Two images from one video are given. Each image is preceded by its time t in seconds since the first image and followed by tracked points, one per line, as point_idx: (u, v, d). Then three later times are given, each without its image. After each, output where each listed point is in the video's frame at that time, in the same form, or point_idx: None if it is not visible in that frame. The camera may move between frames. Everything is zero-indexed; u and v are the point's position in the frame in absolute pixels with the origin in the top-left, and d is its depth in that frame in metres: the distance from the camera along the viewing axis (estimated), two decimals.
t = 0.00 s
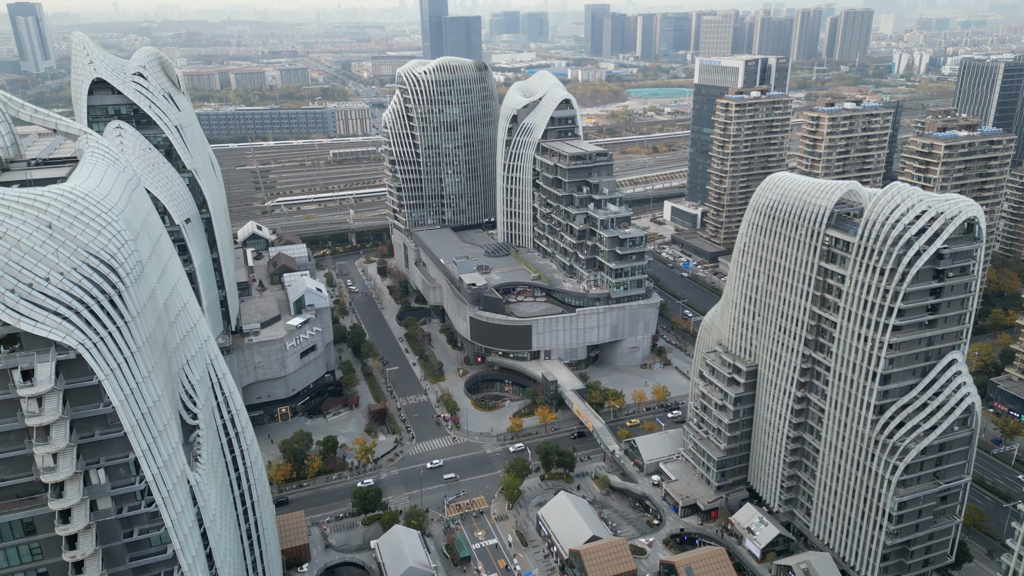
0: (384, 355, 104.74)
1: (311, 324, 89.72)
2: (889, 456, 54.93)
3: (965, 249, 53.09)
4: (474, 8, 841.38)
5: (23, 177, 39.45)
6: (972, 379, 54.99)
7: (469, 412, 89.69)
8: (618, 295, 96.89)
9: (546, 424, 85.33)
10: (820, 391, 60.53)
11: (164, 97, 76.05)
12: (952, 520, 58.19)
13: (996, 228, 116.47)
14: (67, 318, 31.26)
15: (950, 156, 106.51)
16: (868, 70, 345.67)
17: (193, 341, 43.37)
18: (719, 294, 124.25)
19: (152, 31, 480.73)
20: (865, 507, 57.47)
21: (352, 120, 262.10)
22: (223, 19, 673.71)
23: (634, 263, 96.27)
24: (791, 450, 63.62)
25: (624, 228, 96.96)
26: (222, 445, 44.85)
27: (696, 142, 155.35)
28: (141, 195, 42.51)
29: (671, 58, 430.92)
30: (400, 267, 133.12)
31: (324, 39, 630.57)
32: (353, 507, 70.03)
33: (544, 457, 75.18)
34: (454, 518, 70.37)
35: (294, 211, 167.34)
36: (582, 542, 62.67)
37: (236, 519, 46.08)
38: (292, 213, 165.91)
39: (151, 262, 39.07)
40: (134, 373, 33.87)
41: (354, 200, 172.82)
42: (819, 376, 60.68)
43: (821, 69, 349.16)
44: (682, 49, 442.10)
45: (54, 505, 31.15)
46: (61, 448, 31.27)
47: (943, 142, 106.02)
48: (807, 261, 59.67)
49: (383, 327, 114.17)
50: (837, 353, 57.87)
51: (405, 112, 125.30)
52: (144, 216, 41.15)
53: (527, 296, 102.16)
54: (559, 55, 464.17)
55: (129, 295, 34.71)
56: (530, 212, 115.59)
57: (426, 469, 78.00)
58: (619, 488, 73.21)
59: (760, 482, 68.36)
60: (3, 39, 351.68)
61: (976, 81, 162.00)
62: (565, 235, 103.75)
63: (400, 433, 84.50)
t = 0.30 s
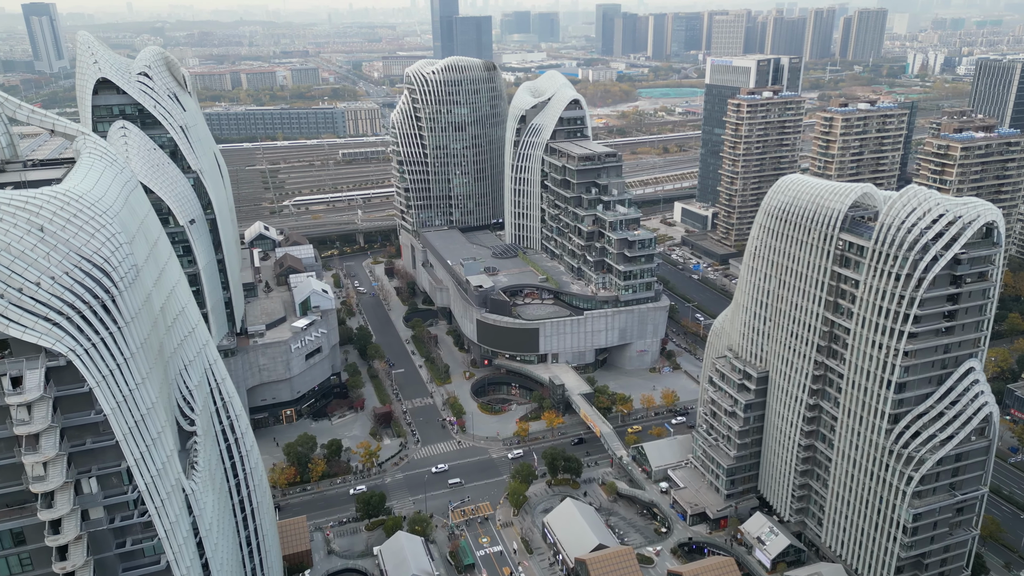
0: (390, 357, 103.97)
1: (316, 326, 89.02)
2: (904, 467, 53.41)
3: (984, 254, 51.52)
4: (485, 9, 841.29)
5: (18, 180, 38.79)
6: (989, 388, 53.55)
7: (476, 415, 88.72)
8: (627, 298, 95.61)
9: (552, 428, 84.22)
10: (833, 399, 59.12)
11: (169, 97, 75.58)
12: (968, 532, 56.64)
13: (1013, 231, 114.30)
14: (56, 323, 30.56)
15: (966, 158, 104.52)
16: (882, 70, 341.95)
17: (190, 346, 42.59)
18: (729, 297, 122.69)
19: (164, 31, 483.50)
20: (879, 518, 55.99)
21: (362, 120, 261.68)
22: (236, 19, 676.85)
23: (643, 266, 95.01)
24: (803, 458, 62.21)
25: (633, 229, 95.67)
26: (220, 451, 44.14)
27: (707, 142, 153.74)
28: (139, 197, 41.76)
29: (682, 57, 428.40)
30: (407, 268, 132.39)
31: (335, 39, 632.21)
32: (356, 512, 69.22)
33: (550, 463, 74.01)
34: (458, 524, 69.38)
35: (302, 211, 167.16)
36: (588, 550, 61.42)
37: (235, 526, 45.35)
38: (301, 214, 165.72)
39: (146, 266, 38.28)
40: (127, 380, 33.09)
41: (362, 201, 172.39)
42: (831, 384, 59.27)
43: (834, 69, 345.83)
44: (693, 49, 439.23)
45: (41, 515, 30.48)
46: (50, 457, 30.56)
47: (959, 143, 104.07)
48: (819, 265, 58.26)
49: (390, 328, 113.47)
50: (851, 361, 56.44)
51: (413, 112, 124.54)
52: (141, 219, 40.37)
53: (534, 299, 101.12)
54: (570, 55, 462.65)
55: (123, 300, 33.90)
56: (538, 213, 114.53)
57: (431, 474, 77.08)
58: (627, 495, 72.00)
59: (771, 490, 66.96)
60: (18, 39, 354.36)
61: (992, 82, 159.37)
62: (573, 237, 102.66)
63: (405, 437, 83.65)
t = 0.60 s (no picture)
0: (396, 359, 103.18)
1: (321, 328, 88.32)
2: (919, 478, 51.96)
3: (1003, 259, 49.96)
4: (495, 9, 841.02)
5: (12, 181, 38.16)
6: (1007, 397, 52.01)
7: (482, 419, 87.77)
8: (636, 301, 94.34)
9: (559, 433, 83.09)
10: (846, 407, 57.70)
11: (174, 97, 75.14)
12: (985, 544, 55.12)
13: None
14: (45, 330, 29.98)
15: (983, 160, 102.53)
16: (895, 70, 338.05)
17: (188, 350, 41.83)
18: (739, 299, 121.03)
19: (176, 31, 485.68)
20: (892, 530, 54.56)
21: (371, 120, 261.07)
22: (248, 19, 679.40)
23: (652, 268, 93.72)
24: (814, 467, 60.84)
25: (642, 231, 94.41)
26: (218, 457, 43.42)
27: (718, 143, 152.00)
28: (136, 198, 40.99)
29: (693, 57, 425.57)
30: (414, 269, 131.63)
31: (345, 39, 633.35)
32: (359, 517, 68.44)
33: (556, 469, 72.96)
34: (463, 530, 68.50)
35: (310, 211, 166.80)
36: (594, 558, 60.37)
37: (233, 533, 44.65)
38: (309, 214, 165.33)
39: (142, 268, 37.53)
40: (120, 387, 32.40)
41: (370, 201, 171.86)
42: (844, 391, 57.89)
43: (847, 69, 342.29)
44: (705, 49, 436.24)
45: (31, 526, 29.84)
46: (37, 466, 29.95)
47: (976, 145, 102.07)
48: (833, 270, 56.85)
49: (396, 330, 112.73)
50: (864, 368, 55.04)
51: (420, 112, 123.76)
52: (137, 220, 39.58)
53: (542, 301, 100.04)
54: (580, 55, 460.95)
55: (117, 304, 33.16)
56: (546, 215, 113.44)
57: (435, 478, 76.19)
58: (634, 502, 70.83)
59: (781, 499, 65.59)
60: (32, 39, 356.58)
61: (1009, 82, 156.70)
62: (581, 238, 101.40)
63: (410, 441, 82.80)
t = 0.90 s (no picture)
0: (402, 361, 102.37)
1: (326, 330, 87.55)
2: (935, 489, 50.44)
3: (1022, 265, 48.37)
4: (506, 9, 840.28)
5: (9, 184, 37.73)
6: None
7: (487, 423, 86.78)
8: (644, 304, 93.00)
9: (565, 438, 82.02)
10: (859, 415, 56.27)
11: (178, 97, 74.66)
12: (1002, 558, 53.60)
13: None
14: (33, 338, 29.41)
15: (1000, 162, 100.44)
16: (910, 70, 334.12)
17: (185, 355, 41.11)
18: (749, 302, 119.47)
19: (188, 31, 488.02)
20: (906, 542, 53.06)
21: (381, 120, 260.50)
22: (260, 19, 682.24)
23: (661, 271, 92.34)
24: (826, 476, 59.40)
25: (651, 234, 93.08)
26: (217, 464, 42.60)
27: (729, 144, 150.28)
28: (133, 200, 40.31)
29: (705, 57, 422.89)
30: (422, 270, 130.88)
31: (356, 39, 634.68)
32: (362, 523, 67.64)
33: (562, 475, 71.83)
34: (467, 536, 67.58)
35: (319, 212, 166.51)
36: (599, 567, 59.27)
37: (230, 542, 43.81)
38: (317, 214, 165.00)
39: (137, 272, 36.81)
40: (111, 395, 31.67)
41: (378, 201, 171.37)
42: (857, 400, 56.45)
43: (859, 69, 338.77)
44: (716, 49, 433.28)
45: (16, 539, 29.70)
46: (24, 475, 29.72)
47: (993, 146, 100.00)
48: (846, 275, 55.43)
49: (403, 332, 111.97)
50: (877, 376, 53.60)
51: (428, 112, 122.89)
52: (133, 222, 38.85)
53: (549, 304, 98.97)
54: (591, 55, 459.32)
55: (109, 309, 32.41)
56: (554, 216, 112.30)
57: (440, 483, 75.24)
58: (641, 510, 69.63)
59: (792, 508, 64.20)
60: (46, 39, 359.38)
61: None
62: (589, 241, 100.15)
63: (415, 444, 81.92)
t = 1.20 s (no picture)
0: (408, 363, 101.61)
1: (331, 332, 86.81)
2: (950, 502, 48.95)
3: None
4: (517, 9, 839.53)
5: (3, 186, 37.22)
6: None
7: (493, 427, 85.80)
8: (653, 307, 91.69)
9: (572, 443, 80.97)
10: (871, 424, 54.86)
11: (182, 98, 74.24)
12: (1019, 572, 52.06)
13: None
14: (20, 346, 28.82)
15: (1018, 163, 98.34)
16: (924, 70, 330.11)
17: (182, 360, 40.35)
18: (760, 305, 117.86)
19: (201, 30, 490.28)
20: (920, 556, 51.59)
21: (390, 120, 259.83)
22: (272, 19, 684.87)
23: (670, 274, 90.98)
24: (837, 486, 57.95)
25: (660, 236, 91.79)
26: (213, 471, 41.83)
27: (741, 144, 148.55)
28: (129, 202, 39.63)
29: (716, 57, 419.99)
30: (429, 272, 130.13)
31: (367, 39, 635.92)
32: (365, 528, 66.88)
33: (568, 481, 70.73)
34: (471, 543, 66.67)
35: (327, 212, 166.08)
36: None
37: (228, 549, 43.05)
38: (325, 215, 164.54)
39: (131, 276, 36.09)
40: (101, 403, 30.95)
41: (387, 202, 170.73)
42: (870, 408, 55.02)
43: (872, 69, 335.06)
44: (728, 49, 430.35)
45: (1, 551, 29.16)
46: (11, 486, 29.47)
47: (1010, 148, 97.88)
48: (859, 280, 53.99)
49: (409, 334, 111.24)
50: (891, 384, 52.16)
51: (436, 112, 122.02)
52: (128, 224, 38.10)
53: (556, 306, 98.08)
54: (601, 55, 457.42)
55: (102, 315, 31.71)
56: (562, 217, 111.15)
57: (444, 489, 74.33)
58: (648, 518, 68.43)
59: (802, 518, 62.77)
60: (60, 39, 361.98)
61: None
62: (597, 243, 98.89)
63: (419, 448, 81.07)
